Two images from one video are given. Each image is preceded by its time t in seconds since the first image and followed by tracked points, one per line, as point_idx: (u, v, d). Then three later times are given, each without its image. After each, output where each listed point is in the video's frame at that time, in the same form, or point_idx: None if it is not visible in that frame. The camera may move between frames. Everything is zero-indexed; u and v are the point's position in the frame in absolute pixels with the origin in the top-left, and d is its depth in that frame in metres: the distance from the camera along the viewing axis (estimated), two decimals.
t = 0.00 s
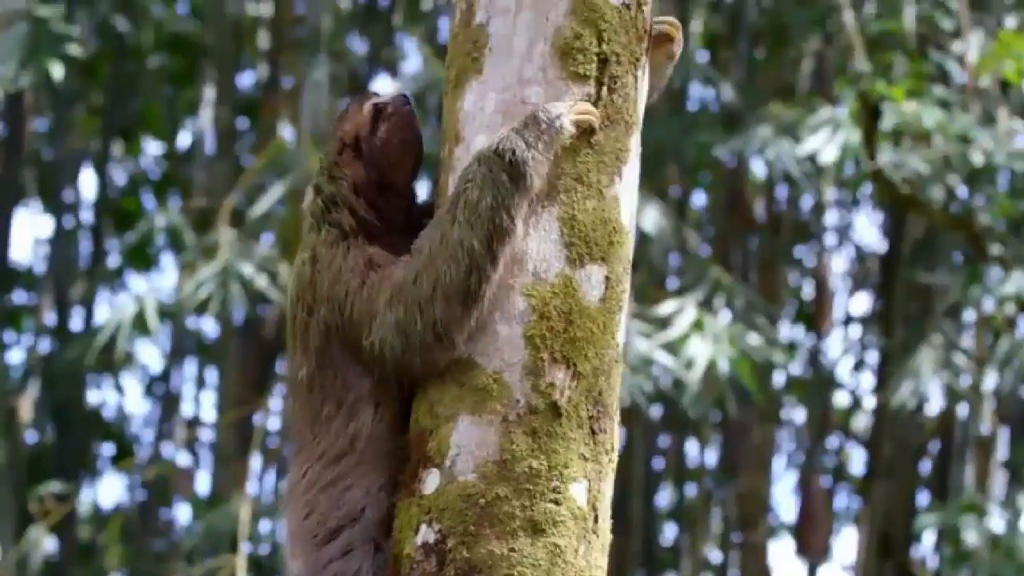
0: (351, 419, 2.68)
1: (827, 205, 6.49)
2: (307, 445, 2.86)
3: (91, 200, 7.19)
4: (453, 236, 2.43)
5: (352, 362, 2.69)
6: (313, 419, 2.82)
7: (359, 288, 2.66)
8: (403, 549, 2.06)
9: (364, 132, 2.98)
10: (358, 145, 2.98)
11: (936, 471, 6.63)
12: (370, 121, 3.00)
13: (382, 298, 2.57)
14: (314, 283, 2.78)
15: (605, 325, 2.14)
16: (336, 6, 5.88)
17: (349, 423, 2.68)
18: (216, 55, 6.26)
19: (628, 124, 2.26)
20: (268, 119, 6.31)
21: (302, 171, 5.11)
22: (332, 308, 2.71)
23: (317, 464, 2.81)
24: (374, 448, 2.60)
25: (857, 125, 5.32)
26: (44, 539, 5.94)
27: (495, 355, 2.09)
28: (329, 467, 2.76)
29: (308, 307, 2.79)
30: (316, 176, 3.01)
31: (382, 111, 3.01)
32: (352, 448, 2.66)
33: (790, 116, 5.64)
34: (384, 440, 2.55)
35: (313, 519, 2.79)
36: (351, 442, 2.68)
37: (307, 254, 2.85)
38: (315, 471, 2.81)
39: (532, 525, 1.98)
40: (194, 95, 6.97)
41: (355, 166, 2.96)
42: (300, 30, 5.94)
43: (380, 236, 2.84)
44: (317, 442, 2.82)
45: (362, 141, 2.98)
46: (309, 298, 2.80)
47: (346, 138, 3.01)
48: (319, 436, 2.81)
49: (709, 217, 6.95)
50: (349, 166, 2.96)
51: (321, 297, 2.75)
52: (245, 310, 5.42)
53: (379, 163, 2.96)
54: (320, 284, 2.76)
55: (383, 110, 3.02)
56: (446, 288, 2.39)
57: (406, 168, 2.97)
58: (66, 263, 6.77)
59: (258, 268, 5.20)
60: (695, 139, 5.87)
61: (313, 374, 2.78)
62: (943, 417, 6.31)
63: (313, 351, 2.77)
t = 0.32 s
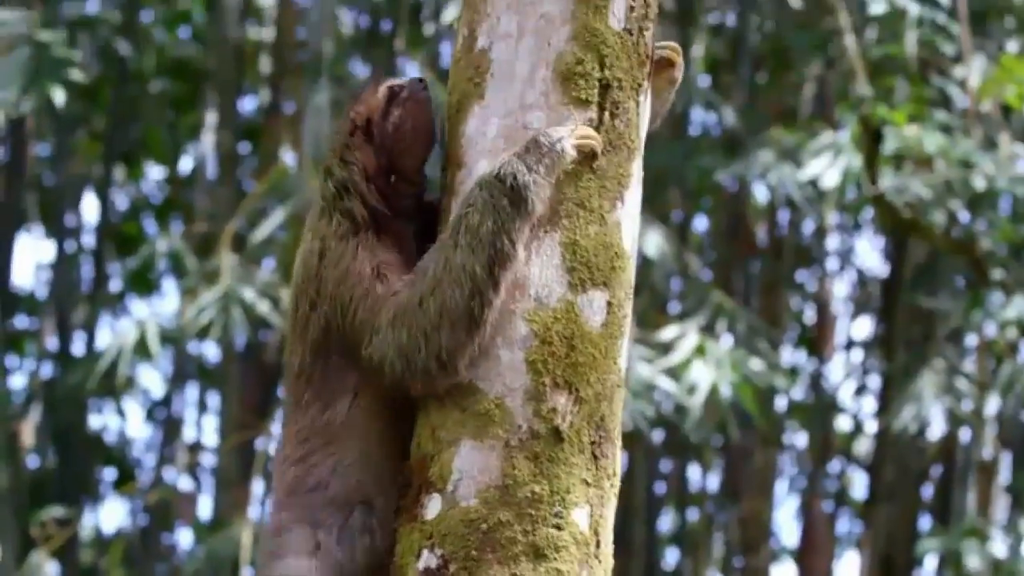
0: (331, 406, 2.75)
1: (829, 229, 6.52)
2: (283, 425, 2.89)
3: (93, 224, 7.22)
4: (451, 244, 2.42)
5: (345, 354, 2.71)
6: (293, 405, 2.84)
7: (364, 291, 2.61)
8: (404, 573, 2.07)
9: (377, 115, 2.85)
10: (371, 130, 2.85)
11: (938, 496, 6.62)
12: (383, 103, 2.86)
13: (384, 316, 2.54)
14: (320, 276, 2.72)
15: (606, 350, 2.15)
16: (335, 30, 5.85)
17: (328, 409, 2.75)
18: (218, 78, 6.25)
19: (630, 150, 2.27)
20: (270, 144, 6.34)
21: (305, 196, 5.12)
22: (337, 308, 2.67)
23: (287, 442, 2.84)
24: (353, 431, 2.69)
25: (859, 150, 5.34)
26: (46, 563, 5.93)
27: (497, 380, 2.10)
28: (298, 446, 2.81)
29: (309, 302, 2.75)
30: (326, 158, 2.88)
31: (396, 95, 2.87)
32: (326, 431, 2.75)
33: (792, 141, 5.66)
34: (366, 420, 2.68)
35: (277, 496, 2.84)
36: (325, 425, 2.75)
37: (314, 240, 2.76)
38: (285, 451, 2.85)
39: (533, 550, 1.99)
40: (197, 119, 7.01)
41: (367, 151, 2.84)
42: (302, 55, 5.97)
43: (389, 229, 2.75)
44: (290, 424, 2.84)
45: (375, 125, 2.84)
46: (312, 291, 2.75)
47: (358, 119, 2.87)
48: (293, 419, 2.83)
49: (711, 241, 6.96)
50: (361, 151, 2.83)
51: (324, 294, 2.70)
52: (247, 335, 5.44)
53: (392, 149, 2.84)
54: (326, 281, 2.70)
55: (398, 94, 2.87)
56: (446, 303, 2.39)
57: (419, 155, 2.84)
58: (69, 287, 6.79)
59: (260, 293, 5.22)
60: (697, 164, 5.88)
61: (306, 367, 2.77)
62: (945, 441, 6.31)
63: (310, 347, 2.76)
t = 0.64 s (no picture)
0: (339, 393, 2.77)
1: (829, 252, 6.55)
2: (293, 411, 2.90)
3: (94, 248, 7.24)
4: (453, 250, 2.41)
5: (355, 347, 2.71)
6: (303, 389, 2.86)
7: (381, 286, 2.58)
8: None
9: (396, 102, 2.79)
10: (390, 116, 2.81)
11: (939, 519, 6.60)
12: (402, 90, 2.78)
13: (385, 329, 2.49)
14: (333, 270, 2.68)
15: (607, 375, 2.16)
16: (338, 55, 5.88)
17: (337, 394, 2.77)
18: (219, 103, 6.26)
19: (630, 174, 2.28)
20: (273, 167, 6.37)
21: (308, 220, 5.15)
22: (346, 307, 2.65)
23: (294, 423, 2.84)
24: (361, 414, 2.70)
25: (859, 174, 5.38)
26: None
27: (497, 404, 2.11)
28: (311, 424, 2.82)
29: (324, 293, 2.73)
30: (347, 142, 2.86)
31: (416, 80, 2.76)
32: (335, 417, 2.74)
33: (792, 165, 5.69)
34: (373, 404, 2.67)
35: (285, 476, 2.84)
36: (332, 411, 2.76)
37: (332, 232, 2.73)
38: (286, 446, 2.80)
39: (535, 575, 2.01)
40: (199, 143, 7.05)
41: (388, 138, 2.79)
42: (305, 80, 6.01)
43: (410, 219, 2.71)
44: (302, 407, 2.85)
45: (394, 112, 2.79)
46: (326, 283, 2.71)
47: (378, 104, 2.83)
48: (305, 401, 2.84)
49: (711, 264, 6.98)
50: (381, 137, 2.80)
51: (336, 289, 2.67)
52: (248, 358, 5.46)
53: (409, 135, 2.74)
54: (339, 278, 2.66)
55: (416, 80, 2.77)
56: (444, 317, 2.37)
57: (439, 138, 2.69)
58: (71, 310, 6.82)
59: (262, 316, 5.25)
60: (698, 188, 5.91)
61: (316, 357, 2.78)
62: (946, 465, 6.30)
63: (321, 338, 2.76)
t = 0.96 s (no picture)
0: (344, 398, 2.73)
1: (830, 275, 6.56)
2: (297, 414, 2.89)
3: (95, 271, 7.26)
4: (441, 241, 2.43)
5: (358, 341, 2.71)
6: (309, 393, 2.84)
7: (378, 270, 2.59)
8: None
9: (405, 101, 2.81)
10: (398, 115, 2.83)
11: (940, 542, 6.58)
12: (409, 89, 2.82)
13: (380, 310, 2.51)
14: (340, 254, 2.70)
15: (608, 398, 2.17)
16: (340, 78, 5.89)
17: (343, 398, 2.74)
18: (219, 126, 6.28)
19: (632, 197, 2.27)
20: (274, 190, 6.39)
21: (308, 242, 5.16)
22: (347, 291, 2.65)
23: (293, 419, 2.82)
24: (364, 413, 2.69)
25: (860, 197, 5.39)
26: None
27: (498, 427, 2.10)
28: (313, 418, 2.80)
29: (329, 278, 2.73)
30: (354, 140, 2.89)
31: (420, 80, 2.79)
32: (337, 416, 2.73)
33: (792, 188, 5.71)
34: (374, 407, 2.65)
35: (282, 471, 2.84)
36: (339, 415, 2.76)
37: (343, 222, 2.75)
38: (287, 446, 2.79)
39: None
40: (199, 165, 7.08)
41: (398, 138, 2.79)
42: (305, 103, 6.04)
43: (419, 212, 2.71)
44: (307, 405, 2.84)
45: (402, 110, 2.82)
46: (332, 271, 2.73)
47: (388, 103, 2.87)
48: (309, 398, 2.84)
49: (711, 287, 6.99)
50: (390, 134, 2.83)
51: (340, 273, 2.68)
52: (248, 381, 5.46)
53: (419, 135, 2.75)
54: (344, 264, 2.68)
55: (421, 79, 2.80)
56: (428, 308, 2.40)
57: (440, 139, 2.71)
58: (71, 333, 6.83)
59: (263, 339, 5.27)
60: (698, 211, 5.93)
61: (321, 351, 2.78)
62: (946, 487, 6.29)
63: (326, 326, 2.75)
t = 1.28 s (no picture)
0: (356, 380, 2.80)
1: (829, 294, 6.58)
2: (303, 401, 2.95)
3: (94, 290, 7.27)
4: (443, 220, 2.51)
5: (366, 321, 2.78)
6: (317, 381, 2.91)
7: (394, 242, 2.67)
8: None
9: (394, 104, 2.88)
10: (388, 116, 2.88)
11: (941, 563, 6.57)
12: (397, 91, 2.88)
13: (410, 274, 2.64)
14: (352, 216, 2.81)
15: (608, 418, 2.18)
16: (341, 98, 5.92)
17: (353, 383, 2.80)
18: (219, 145, 6.30)
19: (631, 217, 2.27)
20: (274, 209, 6.40)
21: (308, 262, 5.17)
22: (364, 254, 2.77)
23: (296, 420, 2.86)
24: (369, 400, 2.73)
25: (860, 216, 5.41)
26: None
27: (498, 447, 2.11)
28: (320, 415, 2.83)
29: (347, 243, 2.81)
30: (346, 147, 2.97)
31: (409, 83, 2.86)
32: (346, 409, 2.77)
33: (792, 209, 5.73)
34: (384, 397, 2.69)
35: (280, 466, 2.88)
36: (347, 403, 2.79)
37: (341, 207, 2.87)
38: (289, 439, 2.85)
39: None
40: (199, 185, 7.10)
41: (385, 136, 2.87)
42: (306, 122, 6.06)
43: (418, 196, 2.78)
44: (315, 400, 2.89)
45: (392, 112, 2.88)
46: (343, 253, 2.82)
47: (374, 107, 2.91)
48: (318, 394, 2.89)
49: (711, 306, 6.99)
50: (379, 135, 2.88)
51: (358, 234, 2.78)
52: (248, 401, 5.47)
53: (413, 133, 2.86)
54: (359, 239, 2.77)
55: (410, 82, 2.86)
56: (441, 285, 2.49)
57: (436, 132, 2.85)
58: (71, 352, 6.84)
59: (263, 359, 5.29)
60: (698, 231, 5.95)
61: (330, 338, 2.87)
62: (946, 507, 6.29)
63: (345, 298, 2.83)
